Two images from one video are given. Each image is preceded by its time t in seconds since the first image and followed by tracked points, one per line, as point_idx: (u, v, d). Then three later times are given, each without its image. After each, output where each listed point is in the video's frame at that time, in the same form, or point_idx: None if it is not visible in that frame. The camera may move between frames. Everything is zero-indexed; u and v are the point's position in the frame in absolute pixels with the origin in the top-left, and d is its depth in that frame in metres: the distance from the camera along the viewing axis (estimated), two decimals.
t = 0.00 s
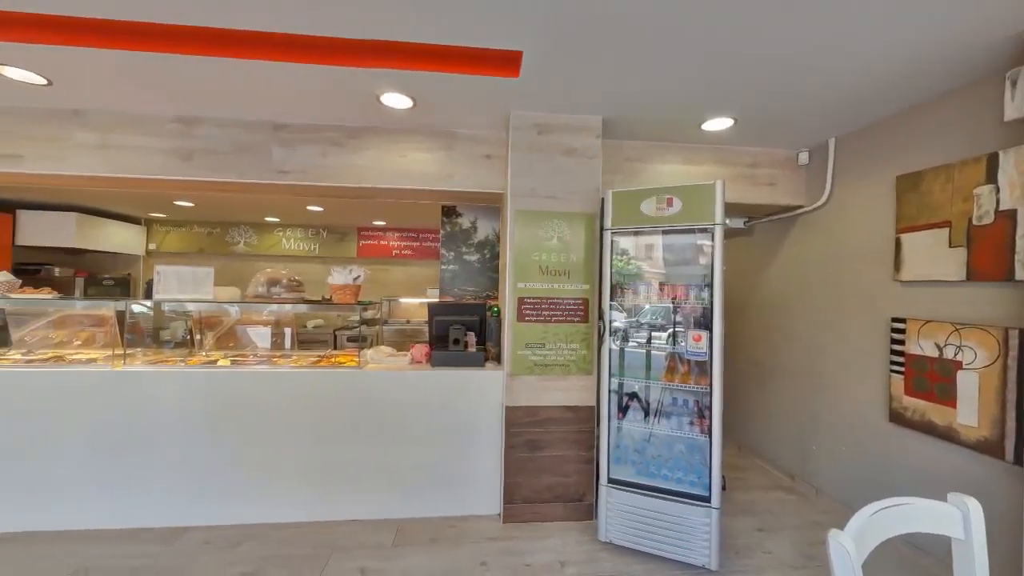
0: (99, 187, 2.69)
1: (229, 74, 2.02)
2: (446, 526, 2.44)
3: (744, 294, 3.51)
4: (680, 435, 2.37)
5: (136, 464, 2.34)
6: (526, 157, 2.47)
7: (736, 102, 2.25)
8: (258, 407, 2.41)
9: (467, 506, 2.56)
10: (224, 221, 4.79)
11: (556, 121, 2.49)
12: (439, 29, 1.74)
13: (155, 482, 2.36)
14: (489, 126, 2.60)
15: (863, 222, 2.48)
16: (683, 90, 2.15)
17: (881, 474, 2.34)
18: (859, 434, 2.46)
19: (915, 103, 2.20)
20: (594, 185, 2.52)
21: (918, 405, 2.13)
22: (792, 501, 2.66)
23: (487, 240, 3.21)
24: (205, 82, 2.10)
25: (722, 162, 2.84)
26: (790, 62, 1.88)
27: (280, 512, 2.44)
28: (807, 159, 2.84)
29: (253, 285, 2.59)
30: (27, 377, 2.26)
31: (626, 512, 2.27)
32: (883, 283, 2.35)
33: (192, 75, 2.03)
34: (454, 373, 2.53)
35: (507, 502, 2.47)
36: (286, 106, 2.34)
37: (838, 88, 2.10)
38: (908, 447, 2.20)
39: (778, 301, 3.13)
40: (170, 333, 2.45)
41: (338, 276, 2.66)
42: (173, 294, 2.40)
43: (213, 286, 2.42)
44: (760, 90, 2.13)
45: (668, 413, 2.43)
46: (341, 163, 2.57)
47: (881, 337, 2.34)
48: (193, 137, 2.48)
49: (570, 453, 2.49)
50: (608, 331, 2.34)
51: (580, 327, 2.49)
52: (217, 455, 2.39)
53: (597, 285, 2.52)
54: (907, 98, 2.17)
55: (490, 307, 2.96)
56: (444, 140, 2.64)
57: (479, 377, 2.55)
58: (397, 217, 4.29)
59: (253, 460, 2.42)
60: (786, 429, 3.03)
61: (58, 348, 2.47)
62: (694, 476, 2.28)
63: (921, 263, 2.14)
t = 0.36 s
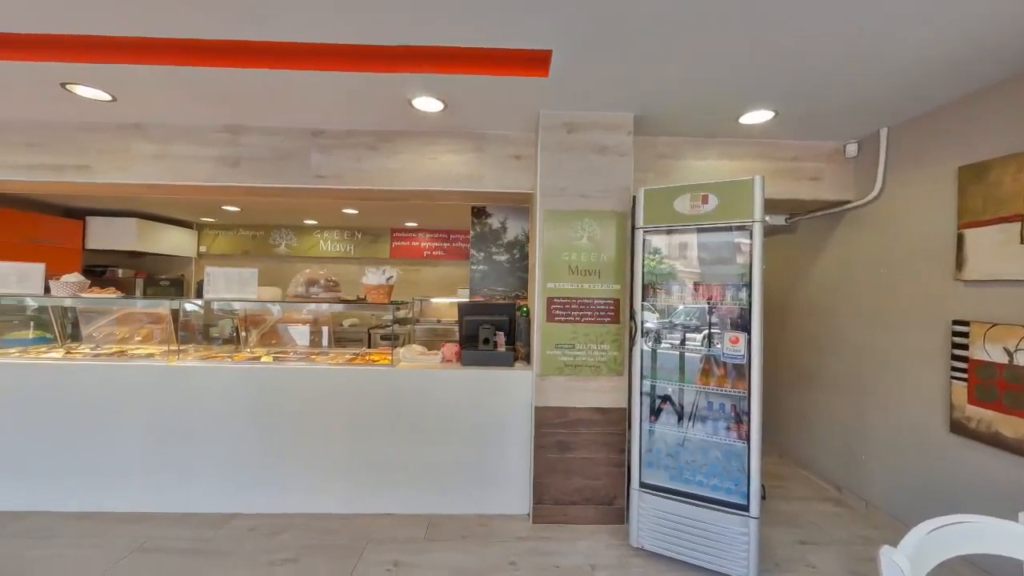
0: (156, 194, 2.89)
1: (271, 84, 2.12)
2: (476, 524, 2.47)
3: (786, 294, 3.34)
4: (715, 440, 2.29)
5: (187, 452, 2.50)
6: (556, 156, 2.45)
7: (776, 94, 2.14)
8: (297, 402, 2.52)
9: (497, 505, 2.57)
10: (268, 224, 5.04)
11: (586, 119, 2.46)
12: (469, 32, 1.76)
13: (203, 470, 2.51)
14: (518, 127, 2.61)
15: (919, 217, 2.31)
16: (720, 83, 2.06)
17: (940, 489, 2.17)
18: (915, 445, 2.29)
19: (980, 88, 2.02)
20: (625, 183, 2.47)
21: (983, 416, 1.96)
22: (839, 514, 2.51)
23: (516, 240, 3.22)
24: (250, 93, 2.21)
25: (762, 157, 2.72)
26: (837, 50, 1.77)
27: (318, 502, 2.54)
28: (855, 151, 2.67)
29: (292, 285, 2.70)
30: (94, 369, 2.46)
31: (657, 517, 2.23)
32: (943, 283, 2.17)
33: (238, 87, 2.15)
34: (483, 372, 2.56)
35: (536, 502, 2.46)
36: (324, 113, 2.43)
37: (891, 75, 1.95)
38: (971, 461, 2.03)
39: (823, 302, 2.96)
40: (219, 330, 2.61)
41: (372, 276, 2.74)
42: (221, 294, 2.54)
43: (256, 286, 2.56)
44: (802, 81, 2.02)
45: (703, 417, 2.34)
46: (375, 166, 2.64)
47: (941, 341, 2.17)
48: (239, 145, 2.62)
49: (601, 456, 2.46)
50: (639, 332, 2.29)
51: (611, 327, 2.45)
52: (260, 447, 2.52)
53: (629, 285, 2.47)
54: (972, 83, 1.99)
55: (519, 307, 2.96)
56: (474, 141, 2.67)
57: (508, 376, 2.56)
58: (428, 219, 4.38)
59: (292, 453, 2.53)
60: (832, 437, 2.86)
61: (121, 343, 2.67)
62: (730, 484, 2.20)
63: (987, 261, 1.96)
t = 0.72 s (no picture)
0: (207, 200, 3.08)
1: (309, 92, 2.21)
2: (505, 523, 2.48)
3: (832, 295, 3.16)
4: (754, 447, 2.20)
5: (234, 442, 2.65)
6: (586, 154, 2.42)
7: (821, 83, 2.03)
8: (334, 397, 2.62)
9: (526, 505, 2.57)
10: (307, 227, 5.26)
11: (617, 117, 2.42)
12: (498, 34, 1.77)
13: (248, 460, 2.65)
14: (548, 126, 2.59)
15: (984, 211, 2.12)
16: (759, 74, 1.98)
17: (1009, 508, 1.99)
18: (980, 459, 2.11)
19: None
20: (657, 181, 2.41)
21: None
22: (892, 530, 2.35)
23: (546, 240, 3.21)
24: (290, 102, 2.32)
25: (805, 150, 2.58)
26: (889, 33, 1.66)
27: (352, 496, 2.63)
28: (911, 141, 2.49)
29: (329, 285, 2.80)
30: (153, 363, 2.65)
31: (691, 523, 2.17)
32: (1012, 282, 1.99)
33: (280, 96, 2.25)
34: (513, 372, 2.57)
35: (566, 504, 2.45)
36: (359, 118, 2.51)
37: (952, 58, 1.81)
38: None
39: (874, 303, 2.77)
40: (262, 328, 2.75)
41: (404, 276, 2.80)
42: (264, 294, 2.68)
43: (296, 286, 2.69)
44: (850, 68, 1.90)
45: (740, 423, 2.24)
46: (407, 169, 2.70)
47: (1010, 347, 1.99)
48: (280, 151, 2.75)
49: (632, 459, 2.41)
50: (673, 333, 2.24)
51: (644, 328, 2.40)
52: (300, 440, 2.63)
53: (662, 285, 2.41)
54: None
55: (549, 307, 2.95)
56: (504, 142, 2.68)
57: (537, 376, 2.55)
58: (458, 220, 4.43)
59: (329, 446, 2.63)
60: (884, 447, 2.68)
61: (175, 339, 2.87)
62: (770, 492, 2.12)
63: None
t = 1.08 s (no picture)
0: (251, 204, 3.26)
1: (345, 99, 2.28)
2: (535, 523, 2.47)
3: (884, 295, 2.96)
4: (796, 455, 2.10)
5: (276, 435, 2.78)
6: (618, 152, 2.38)
7: (872, 70, 1.90)
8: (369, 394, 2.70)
9: (556, 505, 2.56)
10: (343, 229, 5.46)
11: (650, 113, 2.36)
12: (529, 36, 1.77)
13: (288, 452, 2.77)
14: (579, 124, 2.57)
15: None
16: (803, 63, 1.88)
17: None
18: None
19: None
20: (692, 177, 2.33)
21: None
22: (953, 550, 2.17)
23: (575, 240, 3.18)
24: (327, 109, 2.41)
25: (853, 141, 2.42)
26: (950, 15, 1.53)
27: (386, 490, 2.70)
28: (974, 129, 2.30)
29: (364, 285, 2.88)
30: (203, 358, 2.82)
31: (728, 532, 2.09)
32: None
33: (318, 104, 2.35)
34: (543, 372, 2.56)
35: (596, 507, 2.41)
36: (392, 123, 2.58)
37: None
38: None
39: (932, 304, 2.58)
40: (302, 327, 2.88)
41: (435, 277, 2.85)
42: (303, 293, 2.81)
43: (333, 286, 2.79)
44: (905, 53, 1.77)
45: (781, 429, 2.15)
46: (438, 171, 2.75)
47: None
48: (319, 157, 2.86)
49: (665, 463, 2.35)
50: (709, 334, 2.16)
51: (677, 329, 2.33)
52: (336, 434, 2.73)
53: (696, 284, 2.33)
54: None
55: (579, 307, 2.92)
56: (533, 142, 2.67)
57: (568, 377, 2.53)
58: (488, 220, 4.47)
59: (364, 441, 2.71)
60: (943, 459, 2.50)
61: (223, 336, 3.04)
62: (813, 503, 2.01)
63: None
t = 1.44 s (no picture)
0: (292, 208, 3.40)
1: (378, 104, 2.34)
2: (565, 525, 2.46)
3: (943, 295, 2.75)
4: (844, 465, 1.98)
5: (315, 429, 2.89)
6: (651, 149, 2.32)
7: (931, 54, 1.76)
8: (402, 391, 2.77)
9: (586, 508, 2.53)
10: (377, 231, 5.62)
11: (684, 108, 2.28)
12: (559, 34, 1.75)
13: (327, 446, 2.88)
14: (610, 121, 2.52)
15: None
16: (853, 50, 1.76)
17: None
18: None
19: None
20: (730, 173, 2.24)
21: None
22: None
23: (606, 239, 3.13)
24: (361, 115, 2.48)
25: (908, 131, 2.26)
26: None
27: (418, 486, 2.76)
28: None
29: (396, 285, 2.95)
30: (249, 355, 2.98)
31: (768, 543, 2.00)
32: None
33: (353, 111, 2.42)
34: (573, 373, 2.54)
35: (627, 511, 2.37)
36: (423, 126, 2.62)
37: None
38: None
39: (999, 304, 2.37)
40: (338, 325, 2.99)
41: (465, 277, 2.88)
42: (341, 293, 2.91)
43: (367, 286, 2.89)
44: (969, 34, 1.63)
45: (827, 437, 2.05)
46: (468, 172, 2.77)
47: None
48: (354, 161, 2.95)
49: (700, 469, 2.28)
50: (747, 336, 2.07)
51: (714, 330, 2.25)
52: (372, 430, 2.81)
53: (734, 284, 2.24)
54: None
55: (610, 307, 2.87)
56: (563, 141, 2.65)
57: (598, 379, 2.50)
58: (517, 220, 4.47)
59: (398, 438, 2.78)
60: (1011, 474, 2.29)
61: (267, 334, 3.20)
62: (863, 517, 1.89)
63: None
